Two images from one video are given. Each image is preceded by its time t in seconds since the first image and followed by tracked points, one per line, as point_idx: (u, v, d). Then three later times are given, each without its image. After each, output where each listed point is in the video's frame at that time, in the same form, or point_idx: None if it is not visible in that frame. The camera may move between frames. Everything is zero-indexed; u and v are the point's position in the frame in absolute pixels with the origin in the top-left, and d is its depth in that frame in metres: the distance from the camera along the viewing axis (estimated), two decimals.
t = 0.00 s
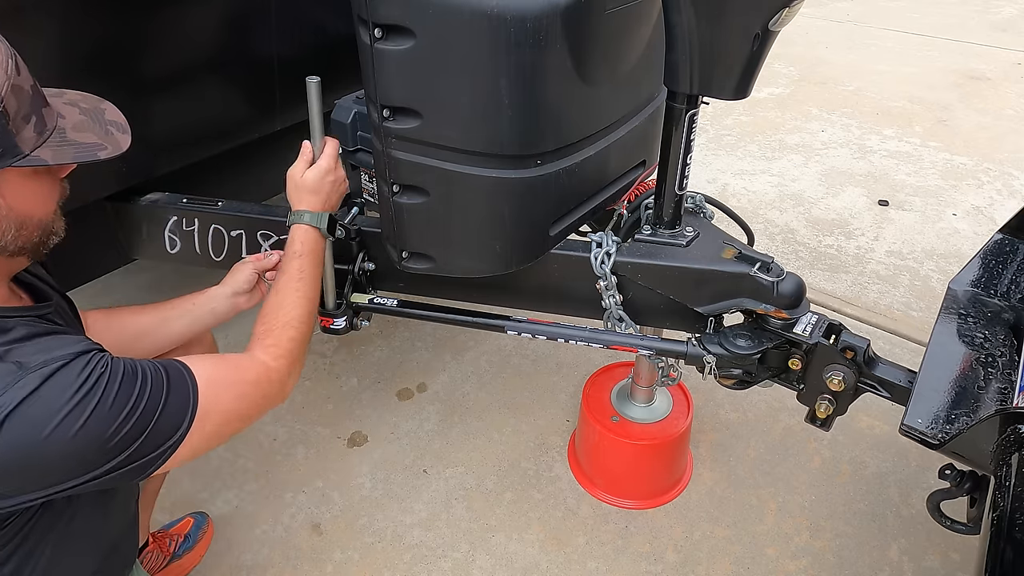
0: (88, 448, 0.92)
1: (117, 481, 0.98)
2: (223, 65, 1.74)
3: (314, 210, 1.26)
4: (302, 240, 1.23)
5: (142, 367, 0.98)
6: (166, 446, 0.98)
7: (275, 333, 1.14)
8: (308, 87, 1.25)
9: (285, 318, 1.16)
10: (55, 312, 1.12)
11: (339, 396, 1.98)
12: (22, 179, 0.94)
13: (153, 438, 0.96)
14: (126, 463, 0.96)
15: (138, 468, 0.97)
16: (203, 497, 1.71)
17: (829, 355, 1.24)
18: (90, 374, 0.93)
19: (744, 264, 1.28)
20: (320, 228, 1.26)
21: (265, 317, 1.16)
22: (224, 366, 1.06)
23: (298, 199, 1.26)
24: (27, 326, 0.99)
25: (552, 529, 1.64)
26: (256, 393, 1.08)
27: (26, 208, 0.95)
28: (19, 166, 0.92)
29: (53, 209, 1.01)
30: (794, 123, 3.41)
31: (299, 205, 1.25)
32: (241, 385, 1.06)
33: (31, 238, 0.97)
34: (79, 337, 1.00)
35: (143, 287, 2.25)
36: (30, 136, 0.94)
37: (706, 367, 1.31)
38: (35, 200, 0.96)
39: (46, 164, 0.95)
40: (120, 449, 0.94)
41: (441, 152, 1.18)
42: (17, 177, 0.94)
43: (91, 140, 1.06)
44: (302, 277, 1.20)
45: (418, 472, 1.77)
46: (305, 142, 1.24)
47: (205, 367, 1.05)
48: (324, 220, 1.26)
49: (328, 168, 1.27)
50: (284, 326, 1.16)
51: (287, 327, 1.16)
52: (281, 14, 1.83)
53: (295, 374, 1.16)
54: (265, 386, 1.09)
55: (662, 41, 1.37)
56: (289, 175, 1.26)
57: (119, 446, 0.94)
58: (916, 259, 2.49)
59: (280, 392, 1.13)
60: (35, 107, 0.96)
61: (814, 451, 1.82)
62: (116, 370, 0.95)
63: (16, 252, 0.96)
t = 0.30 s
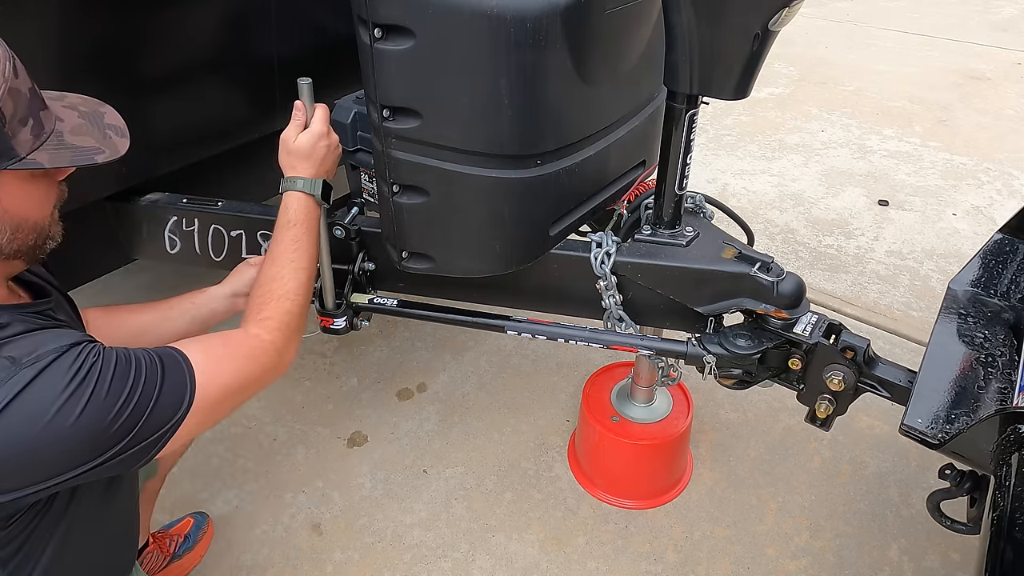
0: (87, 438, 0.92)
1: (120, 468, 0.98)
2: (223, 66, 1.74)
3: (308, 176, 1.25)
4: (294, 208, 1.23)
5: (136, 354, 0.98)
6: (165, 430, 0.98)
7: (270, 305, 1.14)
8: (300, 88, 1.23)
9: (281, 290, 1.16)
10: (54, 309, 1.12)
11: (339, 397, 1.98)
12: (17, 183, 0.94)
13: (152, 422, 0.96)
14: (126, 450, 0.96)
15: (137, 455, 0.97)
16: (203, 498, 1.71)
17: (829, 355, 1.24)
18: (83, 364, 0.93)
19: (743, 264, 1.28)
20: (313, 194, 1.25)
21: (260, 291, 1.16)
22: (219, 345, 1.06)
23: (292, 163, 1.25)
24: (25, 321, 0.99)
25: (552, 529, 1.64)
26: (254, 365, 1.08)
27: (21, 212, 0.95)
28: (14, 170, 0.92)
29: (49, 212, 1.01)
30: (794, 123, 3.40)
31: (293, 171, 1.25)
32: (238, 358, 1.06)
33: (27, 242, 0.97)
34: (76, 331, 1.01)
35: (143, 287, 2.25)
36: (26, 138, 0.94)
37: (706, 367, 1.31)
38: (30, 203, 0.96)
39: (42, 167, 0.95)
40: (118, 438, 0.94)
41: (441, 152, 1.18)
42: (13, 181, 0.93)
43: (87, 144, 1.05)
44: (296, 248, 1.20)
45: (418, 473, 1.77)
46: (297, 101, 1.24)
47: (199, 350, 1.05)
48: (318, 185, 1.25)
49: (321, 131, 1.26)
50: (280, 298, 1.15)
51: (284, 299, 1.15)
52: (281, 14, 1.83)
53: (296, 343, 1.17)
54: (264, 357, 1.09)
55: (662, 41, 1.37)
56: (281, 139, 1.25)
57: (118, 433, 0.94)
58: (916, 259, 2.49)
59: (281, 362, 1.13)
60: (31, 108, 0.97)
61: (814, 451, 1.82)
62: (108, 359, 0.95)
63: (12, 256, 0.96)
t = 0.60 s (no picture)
0: (85, 451, 0.92)
1: (117, 480, 0.98)
2: (223, 66, 1.74)
3: (300, 181, 1.24)
4: (290, 214, 1.22)
5: (136, 365, 0.98)
6: (164, 442, 0.98)
7: (267, 316, 1.14)
8: (288, 92, 1.23)
9: (277, 300, 1.16)
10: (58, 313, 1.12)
11: (339, 396, 1.98)
12: (18, 189, 0.94)
13: (150, 435, 0.96)
14: (124, 462, 0.96)
15: (137, 465, 0.97)
16: (203, 498, 1.71)
17: (829, 355, 1.24)
18: (83, 376, 0.93)
19: (744, 264, 1.28)
20: (308, 203, 1.24)
21: (256, 301, 1.16)
22: (216, 358, 1.06)
23: (283, 169, 1.24)
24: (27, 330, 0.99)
25: (552, 529, 1.64)
26: (254, 376, 1.08)
27: (23, 218, 0.95)
28: (15, 177, 0.92)
29: (52, 218, 1.01)
30: (794, 123, 3.40)
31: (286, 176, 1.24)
32: (236, 369, 1.06)
33: (29, 247, 0.97)
34: (76, 340, 1.01)
35: (143, 287, 2.25)
36: (27, 145, 0.94)
37: (706, 367, 1.31)
38: (32, 209, 0.96)
39: (43, 173, 0.94)
40: (117, 450, 0.94)
41: (442, 152, 1.18)
42: (15, 187, 0.93)
43: (90, 149, 1.05)
44: (291, 257, 1.19)
45: (418, 472, 1.77)
46: (285, 107, 1.24)
47: (198, 362, 1.05)
48: (311, 192, 1.25)
49: (311, 136, 1.26)
50: (277, 308, 1.15)
51: (280, 308, 1.15)
52: (281, 14, 1.83)
53: (295, 350, 1.17)
54: (263, 368, 1.10)
55: (662, 41, 1.37)
56: (271, 145, 1.24)
57: (117, 446, 0.94)
58: (916, 259, 2.49)
59: (280, 370, 1.13)
60: (32, 113, 0.97)
61: (813, 451, 1.82)
62: (108, 371, 0.95)
63: (14, 261, 0.96)
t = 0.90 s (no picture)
0: (88, 451, 0.92)
1: (121, 478, 0.98)
2: (223, 65, 1.74)
3: (300, 177, 1.25)
4: (292, 210, 1.22)
5: (138, 364, 0.98)
6: (166, 440, 0.98)
7: (268, 311, 1.14)
8: (291, 87, 1.22)
9: (277, 294, 1.15)
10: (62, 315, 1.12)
11: (339, 396, 1.98)
12: (23, 203, 0.93)
13: (152, 434, 0.96)
14: (126, 462, 0.96)
15: (140, 464, 0.97)
16: (203, 498, 1.71)
17: (829, 355, 1.24)
18: (85, 376, 0.93)
19: (744, 264, 1.28)
20: (307, 196, 1.24)
21: (257, 294, 1.16)
22: (216, 353, 1.06)
23: (283, 164, 1.24)
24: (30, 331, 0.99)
25: (552, 529, 1.64)
26: (254, 370, 1.08)
27: (28, 232, 0.95)
28: (21, 193, 0.92)
29: (57, 231, 1.01)
30: (794, 123, 3.41)
31: (285, 171, 1.24)
32: (236, 364, 1.06)
33: (31, 259, 0.97)
34: (79, 341, 1.01)
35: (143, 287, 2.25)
36: (35, 161, 0.93)
37: (706, 367, 1.31)
38: (37, 222, 0.96)
39: (48, 191, 0.94)
40: (119, 450, 0.94)
41: (442, 152, 1.18)
42: (19, 203, 0.93)
43: (98, 167, 1.04)
44: (291, 250, 1.19)
45: (418, 472, 1.77)
46: (287, 102, 1.24)
47: (197, 358, 1.05)
48: (311, 187, 1.25)
49: (313, 131, 1.26)
50: (277, 302, 1.15)
51: (280, 302, 1.15)
52: (281, 14, 1.83)
53: (296, 345, 1.17)
54: (264, 362, 1.09)
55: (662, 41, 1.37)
56: (273, 141, 1.25)
57: (118, 446, 0.94)
58: (916, 259, 2.49)
59: (282, 365, 1.13)
60: (44, 129, 0.95)
61: (813, 451, 1.82)
62: (110, 370, 0.95)
63: (16, 273, 0.96)
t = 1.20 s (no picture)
0: (94, 446, 0.92)
1: (129, 474, 0.98)
2: (224, 66, 1.74)
3: (319, 174, 1.28)
4: (308, 206, 1.25)
5: (143, 360, 0.98)
6: (173, 435, 0.98)
7: (279, 305, 1.15)
8: (313, 86, 1.27)
9: (290, 288, 1.17)
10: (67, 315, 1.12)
11: (339, 397, 1.98)
12: (30, 227, 0.92)
13: (158, 429, 0.96)
14: (133, 457, 0.96)
15: (146, 460, 0.97)
16: (203, 498, 1.71)
17: (829, 355, 1.24)
18: (90, 370, 0.93)
19: (743, 264, 1.28)
20: (325, 193, 1.28)
21: (270, 287, 1.17)
22: (225, 348, 1.06)
23: (303, 161, 1.28)
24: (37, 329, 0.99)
25: (552, 529, 1.64)
26: (263, 364, 1.08)
27: (31, 250, 0.94)
28: (27, 222, 0.90)
29: (65, 249, 1.00)
30: (794, 123, 3.41)
31: (304, 168, 1.28)
32: (245, 358, 1.06)
33: (35, 274, 0.96)
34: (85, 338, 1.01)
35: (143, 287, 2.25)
36: (45, 192, 0.91)
37: (706, 367, 1.31)
38: (44, 241, 0.95)
39: (55, 222, 0.93)
40: (125, 445, 0.94)
41: (442, 152, 1.18)
42: (25, 227, 0.92)
43: (110, 199, 1.03)
44: (306, 244, 1.21)
45: (418, 472, 1.77)
46: (307, 101, 1.27)
47: (206, 353, 1.05)
48: (329, 184, 1.29)
49: (331, 130, 1.28)
50: (290, 296, 1.16)
51: (292, 296, 1.16)
52: (281, 13, 1.82)
53: (309, 339, 1.17)
54: (274, 355, 1.09)
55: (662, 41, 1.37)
56: (292, 138, 1.28)
57: (124, 441, 0.94)
58: (916, 259, 2.49)
59: (293, 359, 1.13)
60: (60, 160, 0.94)
61: (814, 451, 1.82)
62: (115, 365, 0.95)
63: (20, 287, 0.96)
